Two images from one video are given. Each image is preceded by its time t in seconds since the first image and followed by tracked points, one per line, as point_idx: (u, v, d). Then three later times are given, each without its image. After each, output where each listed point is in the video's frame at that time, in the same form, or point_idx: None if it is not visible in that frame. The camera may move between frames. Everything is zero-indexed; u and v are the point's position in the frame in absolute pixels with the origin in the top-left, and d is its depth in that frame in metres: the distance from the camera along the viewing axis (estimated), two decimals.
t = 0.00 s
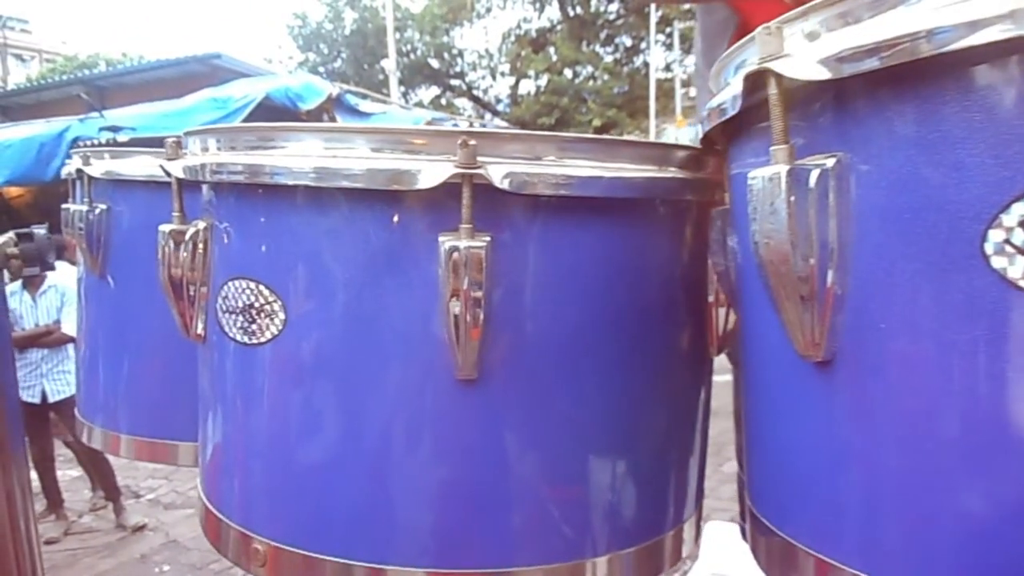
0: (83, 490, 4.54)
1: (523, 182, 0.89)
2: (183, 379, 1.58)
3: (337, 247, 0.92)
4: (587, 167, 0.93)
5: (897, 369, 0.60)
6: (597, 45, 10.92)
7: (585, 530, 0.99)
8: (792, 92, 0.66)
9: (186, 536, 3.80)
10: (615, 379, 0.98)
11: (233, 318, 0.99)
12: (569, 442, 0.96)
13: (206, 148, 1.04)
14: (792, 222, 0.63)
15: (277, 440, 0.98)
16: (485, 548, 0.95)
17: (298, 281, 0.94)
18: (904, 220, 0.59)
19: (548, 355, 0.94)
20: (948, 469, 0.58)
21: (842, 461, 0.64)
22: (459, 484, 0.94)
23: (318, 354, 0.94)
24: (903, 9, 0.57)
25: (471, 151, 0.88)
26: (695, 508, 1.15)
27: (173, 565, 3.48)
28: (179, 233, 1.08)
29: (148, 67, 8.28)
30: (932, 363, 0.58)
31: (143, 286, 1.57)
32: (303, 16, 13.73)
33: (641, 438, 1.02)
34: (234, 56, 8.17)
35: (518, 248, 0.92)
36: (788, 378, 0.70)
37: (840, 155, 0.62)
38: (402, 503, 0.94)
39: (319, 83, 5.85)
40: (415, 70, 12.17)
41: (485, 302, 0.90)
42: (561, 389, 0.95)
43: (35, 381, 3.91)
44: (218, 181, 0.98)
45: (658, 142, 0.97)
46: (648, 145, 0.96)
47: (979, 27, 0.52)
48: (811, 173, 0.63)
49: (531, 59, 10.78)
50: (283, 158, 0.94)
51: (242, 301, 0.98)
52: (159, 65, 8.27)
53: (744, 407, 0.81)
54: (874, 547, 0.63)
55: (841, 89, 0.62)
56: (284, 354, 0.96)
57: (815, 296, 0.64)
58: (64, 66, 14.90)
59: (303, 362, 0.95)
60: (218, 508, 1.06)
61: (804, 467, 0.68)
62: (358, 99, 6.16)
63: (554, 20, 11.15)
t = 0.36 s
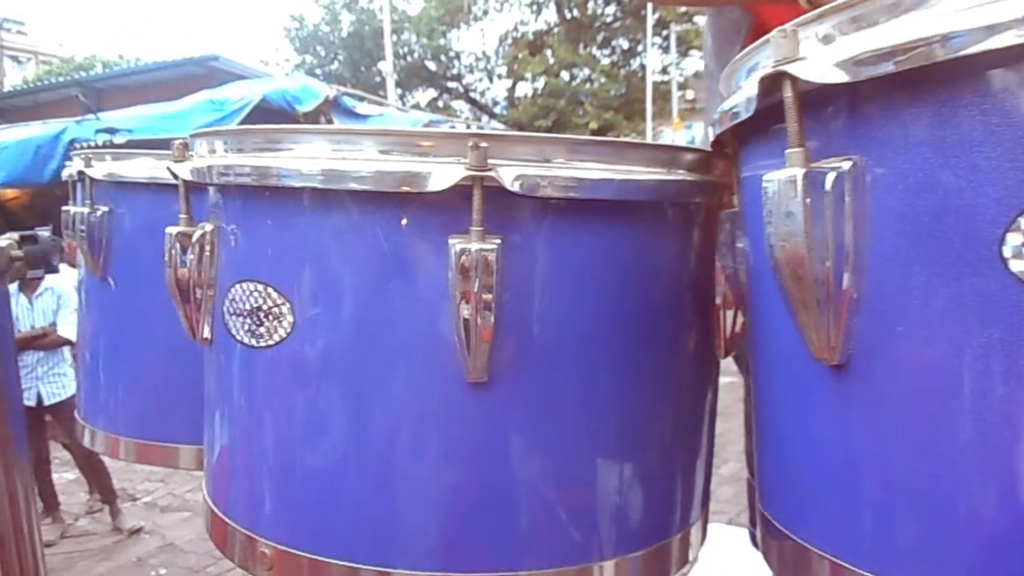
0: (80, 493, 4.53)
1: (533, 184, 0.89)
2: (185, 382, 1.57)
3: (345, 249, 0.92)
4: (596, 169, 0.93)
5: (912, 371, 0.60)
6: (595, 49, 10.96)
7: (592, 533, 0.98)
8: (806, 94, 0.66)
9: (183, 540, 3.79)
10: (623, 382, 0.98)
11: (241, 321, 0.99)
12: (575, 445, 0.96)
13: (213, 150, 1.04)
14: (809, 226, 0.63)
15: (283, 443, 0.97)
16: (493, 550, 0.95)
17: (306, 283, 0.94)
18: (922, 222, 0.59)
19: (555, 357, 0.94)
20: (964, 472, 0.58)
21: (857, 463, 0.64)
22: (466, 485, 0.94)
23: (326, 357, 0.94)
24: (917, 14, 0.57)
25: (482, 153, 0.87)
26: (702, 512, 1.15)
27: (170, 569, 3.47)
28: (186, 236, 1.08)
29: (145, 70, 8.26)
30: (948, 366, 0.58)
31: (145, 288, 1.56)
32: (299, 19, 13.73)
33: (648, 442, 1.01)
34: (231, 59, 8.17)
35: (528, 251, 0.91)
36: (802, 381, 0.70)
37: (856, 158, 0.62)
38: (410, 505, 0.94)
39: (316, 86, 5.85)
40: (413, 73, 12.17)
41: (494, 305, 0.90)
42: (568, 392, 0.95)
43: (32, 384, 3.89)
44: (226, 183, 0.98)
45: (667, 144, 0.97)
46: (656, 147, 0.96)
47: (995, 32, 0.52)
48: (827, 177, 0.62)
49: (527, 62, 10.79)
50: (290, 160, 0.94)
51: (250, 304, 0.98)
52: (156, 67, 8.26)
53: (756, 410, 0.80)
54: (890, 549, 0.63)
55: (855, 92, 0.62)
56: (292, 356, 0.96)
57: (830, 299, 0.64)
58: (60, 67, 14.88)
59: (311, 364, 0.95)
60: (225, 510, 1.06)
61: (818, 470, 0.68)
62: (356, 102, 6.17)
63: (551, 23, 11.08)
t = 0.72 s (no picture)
0: (88, 493, 4.54)
1: (559, 187, 0.89)
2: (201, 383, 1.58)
3: (369, 251, 0.92)
4: (621, 172, 0.93)
5: (945, 376, 0.59)
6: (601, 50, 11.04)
7: (613, 536, 0.98)
8: (839, 99, 0.66)
9: (190, 540, 3.80)
10: (645, 385, 0.98)
11: (265, 322, 0.99)
12: (597, 448, 0.96)
13: (237, 152, 1.05)
14: (844, 230, 0.63)
15: (305, 444, 0.97)
16: (514, 553, 0.95)
17: (330, 285, 0.94)
18: (956, 228, 0.58)
19: (578, 359, 0.94)
20: (998, 478, 0.57)
21: (888, 468, 0.64)
22: (488, 488, 0.94)
23: (349, 359, 0.94)
24: (950, 20, 0.57)
25: (509, 156, 0.88)
26: (722, 515, 1.15)
27: (177, 569, 3.49)
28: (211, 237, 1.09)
29: (153, 71, 8.29)
30: (983, 372, 0.57)
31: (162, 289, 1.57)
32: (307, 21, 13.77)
33: (669, 445, 1.01)
34: (239, 60, 8.19)
35: (553, 253, 0.91)
36: (833, 385, 0.70)
37: (890, 163, 0.62)
38: (432, 507, 0.94)
39: (325, 87, 5.87)
40: (420, 75, 12.19)
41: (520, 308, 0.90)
42: (590, 394, 0.95)
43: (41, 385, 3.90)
44: (250, 185, 0.99)
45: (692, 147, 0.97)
46: (681, 151, 0.96)
47: None
48: (862, 181, 0.62)
49: (534, 64, 10.80)
50: (315, 162, 0.94)
51: (274, 305, 0.98)
52: (164, 68, 8.28)
53: (782, 414, 0.80)
54: (921, 555, 0.63)
55: (889, 97, 0.62)
56: (315, 359, 0.96)
57: (864, 303, 0.64)
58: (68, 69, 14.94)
59: (333, 365, 0.95)
60: (246, 511, 1.06)
61: (847, 474, 0.68)
62: (363, 103, 6.18)
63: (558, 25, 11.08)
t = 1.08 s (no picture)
0: (102, 491, 4.56)
1: (595, 186, 0.88)
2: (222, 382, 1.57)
3: (400, 250, 0.91)
4: (656, 170, 0.92)
5: (997, 378, 0.58)
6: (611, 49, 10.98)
7: (644, 539, 0.97)
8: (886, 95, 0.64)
9: (203, 538, 3.82)
10: (676, 385, 0.97)
11: (296, 322, 0.99)
12: (628, 450, 0.95)
13: (267, 151, 1.05)
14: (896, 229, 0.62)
15: (334, 442, 0.97)
16: (544, 555, 0.94)
17: (360, 285, 0.93)
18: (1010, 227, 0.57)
19: (609, 359, 0.93)
20: None
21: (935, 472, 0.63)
22: (518, 489, 0.93)
23: (379, 358, 0.93)
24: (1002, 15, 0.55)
25: (545, 155, 0.87)
26: (752, 517, 1.13)
27: (190, 566, 3.50)
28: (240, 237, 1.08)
29: (166, 71, 8.32)
30: None
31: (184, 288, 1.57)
32: (319, 21, 13.78)
33: (700, 446, 1.00)
34: (250, 60, 8.21)
35: (587, 252, 0.91)
36: (876, 387, 0.68)
37: (942, 159, 0.61)
38: (462, 508, 0.93)
39: (336, 87, 5.88)
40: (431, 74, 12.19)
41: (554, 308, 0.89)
42: (621, 395, 0.94)
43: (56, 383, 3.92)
44: (280, 184, 0.98)
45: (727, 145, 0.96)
46: (716, 148, 0.95)
47: None
48: (914, 179, 0.61)
49: (545, 63, 10.78)
50: (346, 161, 0.93)
51: (304, 305, 0.98)
52: (176, 67, 8.30)
53: (821, 415, 0.79)
54: (970, 560, 0.61)
55: (940, 94, 0.61)
56: (345, 358, 0.95)
57: (914, 303, 0.62)
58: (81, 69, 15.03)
59: (362, 365, 0.94)
60: (274, 511, 1.06)
61: (892, 478, 0.67)
62: (374, 102, 6.19)
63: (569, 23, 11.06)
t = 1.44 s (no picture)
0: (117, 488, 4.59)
1: (623, 182, 0.88)
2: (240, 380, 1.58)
3: (425, 247, 0.91)
4: (681, 166, 0.92)
5: None
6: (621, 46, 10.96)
7: (667, 538, 0.96)
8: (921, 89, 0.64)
9: (217, 535, 3.84)
10: (700, 381, 0.96)
11: (320, 320, 0.99)
12: (652, 448, 0.94)
13: (291, 149, 1.05)
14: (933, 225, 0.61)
15: (356, 439, 0.97)
16: (566, 552, 0.94)
17: (384, 282, 0.93)
18: None
19: (633, 356, 0.93)
20: None
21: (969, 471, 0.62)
22: (541, 487, 0.92)
23: (402, 355, 0.93)
24: None
25: (572, 151, 0.87)
26: (776, 516, 1.12)
27: (204, 563, 3.52)
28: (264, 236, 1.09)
29: (177, 70, 8.35)
30: None
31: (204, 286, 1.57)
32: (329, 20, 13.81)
33: (724, 444, 0.99)
34: (261, 59, 8.23)
35: (613, 248, 0.90)
36: (909, 383, 0.68)
37: (980, 155, 0.60)
38: (485, 505, 0.93)
39: (347, 85, 5.89)
40: (441, 72, 12.18)
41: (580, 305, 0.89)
42: (645, 392, 0.93)
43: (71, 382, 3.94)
44: (303, 182, 0.99)
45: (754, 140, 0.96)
46: (743, 144, 0.95)
47: None
48: (951, 174, 0.61)
49: (555, 61, 10.76)
50: (370, 158, 0.93)
51: (328, 302, 0.98)
52: (188, 66, 8.33)
53: (851, 413, 0.79)
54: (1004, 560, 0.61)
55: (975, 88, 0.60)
56: (369, 356, 0.95)
57: (951, 299, 0.62)
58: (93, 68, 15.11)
59: (385, 362, 0.94)
60: (297, 507, 1.06)
61: (924, 475, 0.66)
62: (384, 101, 6.19)
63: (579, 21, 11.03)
